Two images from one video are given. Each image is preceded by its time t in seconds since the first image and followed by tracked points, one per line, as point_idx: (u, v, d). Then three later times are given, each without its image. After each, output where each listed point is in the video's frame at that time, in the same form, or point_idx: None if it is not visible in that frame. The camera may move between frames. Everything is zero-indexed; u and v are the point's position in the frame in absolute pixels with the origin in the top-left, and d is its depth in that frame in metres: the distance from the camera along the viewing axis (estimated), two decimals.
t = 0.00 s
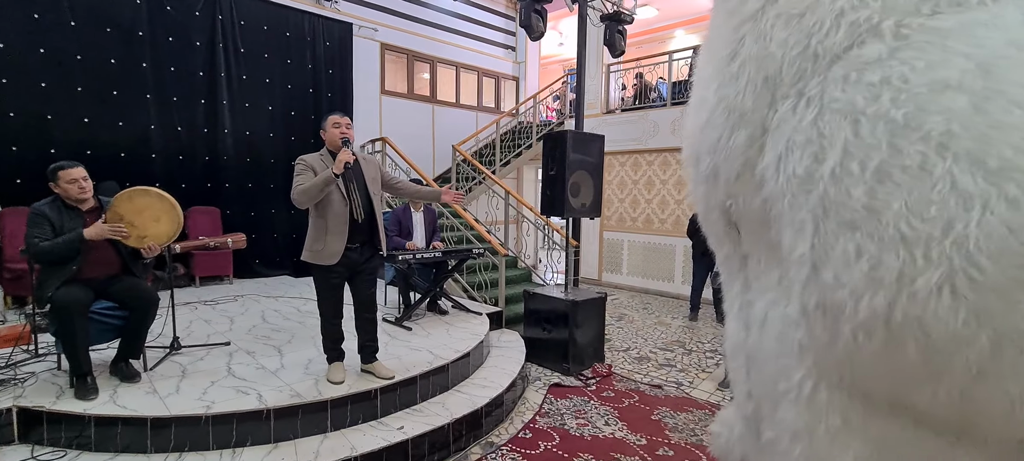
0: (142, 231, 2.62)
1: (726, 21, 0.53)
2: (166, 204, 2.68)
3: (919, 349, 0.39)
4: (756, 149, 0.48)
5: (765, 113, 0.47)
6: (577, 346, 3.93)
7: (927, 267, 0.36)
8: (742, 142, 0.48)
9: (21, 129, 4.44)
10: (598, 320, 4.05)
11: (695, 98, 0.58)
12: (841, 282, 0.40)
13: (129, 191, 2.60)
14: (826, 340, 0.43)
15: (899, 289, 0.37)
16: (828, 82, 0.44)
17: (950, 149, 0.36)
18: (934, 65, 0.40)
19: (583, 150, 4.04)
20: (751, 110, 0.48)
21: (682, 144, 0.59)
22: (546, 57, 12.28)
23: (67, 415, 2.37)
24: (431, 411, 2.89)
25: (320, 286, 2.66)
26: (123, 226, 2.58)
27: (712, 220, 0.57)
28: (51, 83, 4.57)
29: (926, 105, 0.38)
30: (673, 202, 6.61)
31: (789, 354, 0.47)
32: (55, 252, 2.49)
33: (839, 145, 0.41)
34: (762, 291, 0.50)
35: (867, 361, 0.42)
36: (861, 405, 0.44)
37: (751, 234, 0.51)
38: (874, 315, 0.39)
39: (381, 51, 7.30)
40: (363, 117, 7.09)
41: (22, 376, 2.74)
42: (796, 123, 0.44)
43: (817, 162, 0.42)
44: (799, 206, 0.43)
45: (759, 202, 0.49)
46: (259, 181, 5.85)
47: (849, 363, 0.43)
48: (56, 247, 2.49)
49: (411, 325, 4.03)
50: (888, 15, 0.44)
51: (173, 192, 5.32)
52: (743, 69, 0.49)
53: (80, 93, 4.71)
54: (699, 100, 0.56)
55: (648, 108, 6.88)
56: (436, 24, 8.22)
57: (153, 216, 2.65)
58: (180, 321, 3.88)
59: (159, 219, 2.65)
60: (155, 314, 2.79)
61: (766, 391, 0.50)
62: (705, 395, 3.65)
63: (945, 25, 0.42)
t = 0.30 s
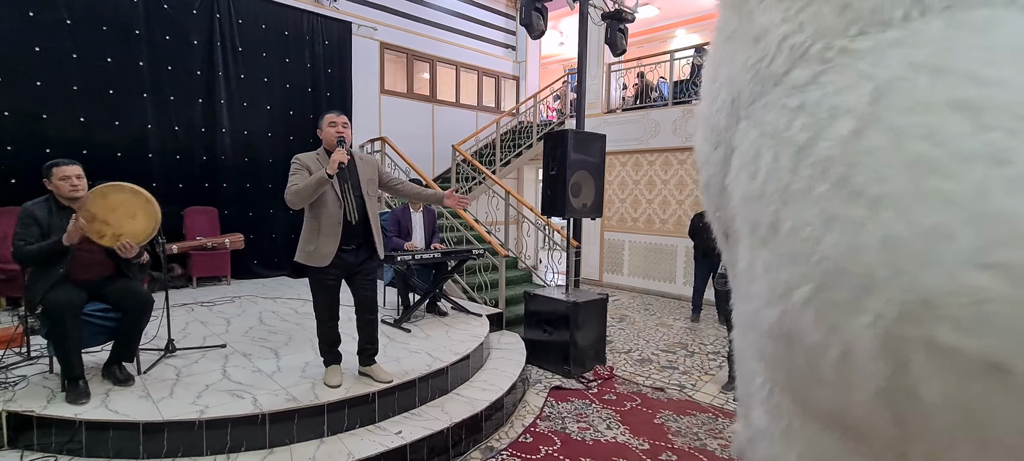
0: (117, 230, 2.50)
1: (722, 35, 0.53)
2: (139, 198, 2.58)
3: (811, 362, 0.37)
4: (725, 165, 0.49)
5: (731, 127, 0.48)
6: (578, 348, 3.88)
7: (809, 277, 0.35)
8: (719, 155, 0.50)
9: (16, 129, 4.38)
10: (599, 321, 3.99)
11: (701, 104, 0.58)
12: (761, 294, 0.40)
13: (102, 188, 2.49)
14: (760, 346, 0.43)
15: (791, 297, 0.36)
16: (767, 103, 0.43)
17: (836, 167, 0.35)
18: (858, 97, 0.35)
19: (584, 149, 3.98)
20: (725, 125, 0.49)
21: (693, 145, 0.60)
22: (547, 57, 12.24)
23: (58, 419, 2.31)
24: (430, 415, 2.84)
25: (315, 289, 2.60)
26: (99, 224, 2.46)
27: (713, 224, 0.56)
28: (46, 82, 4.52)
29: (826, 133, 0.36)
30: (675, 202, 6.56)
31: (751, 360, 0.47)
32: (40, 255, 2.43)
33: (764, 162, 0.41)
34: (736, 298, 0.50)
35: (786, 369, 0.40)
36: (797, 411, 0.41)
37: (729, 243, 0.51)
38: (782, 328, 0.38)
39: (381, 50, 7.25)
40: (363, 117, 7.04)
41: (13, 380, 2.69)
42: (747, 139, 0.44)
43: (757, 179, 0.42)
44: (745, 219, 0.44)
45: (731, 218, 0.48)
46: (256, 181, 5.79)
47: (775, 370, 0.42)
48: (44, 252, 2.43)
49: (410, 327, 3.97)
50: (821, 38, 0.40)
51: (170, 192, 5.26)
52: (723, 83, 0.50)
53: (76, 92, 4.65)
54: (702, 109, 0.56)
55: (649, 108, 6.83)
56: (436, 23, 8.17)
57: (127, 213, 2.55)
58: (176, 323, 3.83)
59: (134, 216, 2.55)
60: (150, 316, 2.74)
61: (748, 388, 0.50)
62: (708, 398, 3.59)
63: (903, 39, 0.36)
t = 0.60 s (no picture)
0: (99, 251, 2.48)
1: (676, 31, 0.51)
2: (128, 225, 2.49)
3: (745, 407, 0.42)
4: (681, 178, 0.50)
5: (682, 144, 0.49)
6: (578, 348, 3.85)
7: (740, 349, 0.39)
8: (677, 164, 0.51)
9: (13, 128, 4.36)
10: (600, 322, 3.97)
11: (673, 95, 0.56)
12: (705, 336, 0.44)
13: (98, 208, 2.47)
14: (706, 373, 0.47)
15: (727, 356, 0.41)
16: (703, 131, 0.44)
17: (746, 226, 0.38)
18: (772, 144, 0.38)
19: (584, 149, 3.96)
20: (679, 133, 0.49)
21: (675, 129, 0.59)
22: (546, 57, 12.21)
23: (53, 421, 2.29)
24: (429, 417, 2.82)
25: (312, 289, 2.58)
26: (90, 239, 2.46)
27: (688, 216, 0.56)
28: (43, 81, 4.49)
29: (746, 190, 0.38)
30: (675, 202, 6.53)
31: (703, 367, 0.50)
32: (30, 257, 2.41)
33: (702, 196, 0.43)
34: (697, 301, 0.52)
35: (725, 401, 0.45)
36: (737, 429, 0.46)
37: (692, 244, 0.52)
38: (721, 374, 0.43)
39: (380, 49, 7.23)
40: (362, 117, 7.02)
41: (8, 381, 2.67)
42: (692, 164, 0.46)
43: (701, 211, 0.44)
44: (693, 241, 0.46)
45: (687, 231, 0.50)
46: (255, 181, 5.77)
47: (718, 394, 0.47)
48: (33, 253, 2.41)
49: (409, 328, 3.95)
50: (748, 66, 0.41)
51: (168, 191, 5.23)
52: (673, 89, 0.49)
53: (73, 92, 4.63)
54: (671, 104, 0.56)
55: (649, 108, 6.81)
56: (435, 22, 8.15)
57: (114, 237, 2.50)
58: (173, 324, 3.81)
59: (118, 242, 2.50)
60: (142, 314, 2.71)
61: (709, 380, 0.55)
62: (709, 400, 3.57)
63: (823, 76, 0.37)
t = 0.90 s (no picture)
0: (111, 263, 2.50)
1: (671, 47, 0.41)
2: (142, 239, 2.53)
3: None
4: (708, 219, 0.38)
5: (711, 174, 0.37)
6: (579, 350, 3.85)
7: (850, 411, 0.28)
8: (694, 197, 0.38)
9: (12, 129, 4.35)
10: (601, 323, 3.96)
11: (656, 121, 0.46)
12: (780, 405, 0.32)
13: (112, 221, 2.49)
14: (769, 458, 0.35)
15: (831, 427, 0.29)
16: (768, 155, 0.33)
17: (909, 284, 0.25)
18: (891, 161, 0.28)
19: (585, 150, 3.96)
20: (699, 160, 0.37)
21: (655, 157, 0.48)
22: (547, 57, 12.22)
23: (53, 424, 2.28)
24: (429, 420, 2.81)
25: (313, 292, 2.57)
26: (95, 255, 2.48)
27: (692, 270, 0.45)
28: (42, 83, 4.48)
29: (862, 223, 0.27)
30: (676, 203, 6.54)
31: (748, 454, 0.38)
32: (32, 259, 2.42)
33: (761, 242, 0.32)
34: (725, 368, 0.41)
35: None
36: None
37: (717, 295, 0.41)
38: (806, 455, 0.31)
39: (380, 50, 7.22)
40: (363, 118, 7.03)
41: (8, 384, 2.66)
42: (738, 198, 0.34)
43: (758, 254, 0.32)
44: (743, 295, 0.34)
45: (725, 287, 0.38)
46: (255, 182, 5.76)
47: None
48: (35, 255, 2.42)
49: (410, 329, 3.94)
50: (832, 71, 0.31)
51: (168, 192, 5.22)
52: (690, 106, 0.38)
53: (72, 93, 4.61)
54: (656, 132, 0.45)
55: (649, 109, 6.82)
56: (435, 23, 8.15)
57: (127, 251, 2.53)
58: (173, 325, 3.80)
59: (132, 256, 2.52)
60: (143, 318, 2.69)
61: None
62: (710, 401, 3.56)
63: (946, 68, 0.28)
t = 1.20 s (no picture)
0: (118, 265, 2.51)
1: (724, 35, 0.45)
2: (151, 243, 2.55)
3: None
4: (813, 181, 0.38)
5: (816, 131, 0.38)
6: (579, 351, 3.84)
7: None
8: (800, 161, 0.38)
9: (13, 130, 4.34)
10: (601, 324, 3.96)
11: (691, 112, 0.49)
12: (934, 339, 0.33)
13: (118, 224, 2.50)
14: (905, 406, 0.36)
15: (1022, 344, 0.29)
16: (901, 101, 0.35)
17: None
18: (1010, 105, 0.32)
19: (586, 151, 3.96)
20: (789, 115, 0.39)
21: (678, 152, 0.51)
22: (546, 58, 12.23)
23: (54, 426, 2.27)
24: (431, 421, 2.81)
25: (315, 293, 2.57)
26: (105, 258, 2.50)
27: (738, 250, 0.46)
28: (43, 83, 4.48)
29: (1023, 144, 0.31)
30: (676, 203, 6.54)
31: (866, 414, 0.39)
32: (38, 260, 2.42)
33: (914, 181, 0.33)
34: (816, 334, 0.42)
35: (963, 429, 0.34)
36: None
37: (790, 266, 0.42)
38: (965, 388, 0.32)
39: (380, 51, 7.22)
40: (363, 118, 7.04)
41: (9, 385, 2.66)
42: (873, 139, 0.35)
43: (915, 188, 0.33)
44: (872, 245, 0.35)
45: (821, 252, 0.39)
46: (255, 183, 5.75)
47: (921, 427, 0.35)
48: (42, 258, 2.43)
49: (411, 330, 3.94)
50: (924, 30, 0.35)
51: (168, 193, 5.22)
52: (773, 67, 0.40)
53: (73, 94, 4.61)
54: (695, 118, 0.48)
55: (649, 109, 6.82)
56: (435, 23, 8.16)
57: (134, 254, 2.54)
58: (174, 327, 3.80)
59: (138, 259, 2.54)
60: (146, 319, 2.69)
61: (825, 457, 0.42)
62: (711, 402, 3.56)
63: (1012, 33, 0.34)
